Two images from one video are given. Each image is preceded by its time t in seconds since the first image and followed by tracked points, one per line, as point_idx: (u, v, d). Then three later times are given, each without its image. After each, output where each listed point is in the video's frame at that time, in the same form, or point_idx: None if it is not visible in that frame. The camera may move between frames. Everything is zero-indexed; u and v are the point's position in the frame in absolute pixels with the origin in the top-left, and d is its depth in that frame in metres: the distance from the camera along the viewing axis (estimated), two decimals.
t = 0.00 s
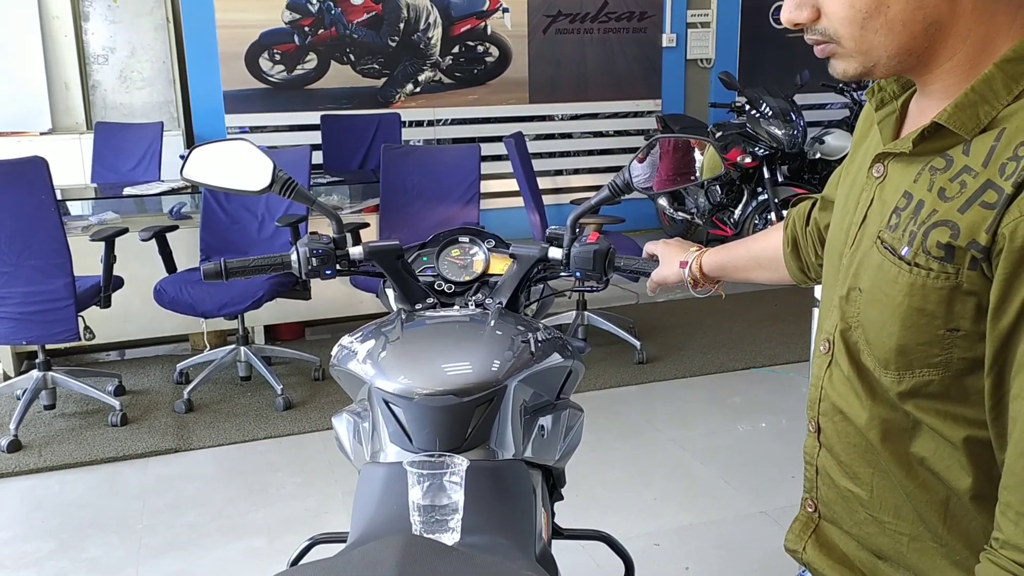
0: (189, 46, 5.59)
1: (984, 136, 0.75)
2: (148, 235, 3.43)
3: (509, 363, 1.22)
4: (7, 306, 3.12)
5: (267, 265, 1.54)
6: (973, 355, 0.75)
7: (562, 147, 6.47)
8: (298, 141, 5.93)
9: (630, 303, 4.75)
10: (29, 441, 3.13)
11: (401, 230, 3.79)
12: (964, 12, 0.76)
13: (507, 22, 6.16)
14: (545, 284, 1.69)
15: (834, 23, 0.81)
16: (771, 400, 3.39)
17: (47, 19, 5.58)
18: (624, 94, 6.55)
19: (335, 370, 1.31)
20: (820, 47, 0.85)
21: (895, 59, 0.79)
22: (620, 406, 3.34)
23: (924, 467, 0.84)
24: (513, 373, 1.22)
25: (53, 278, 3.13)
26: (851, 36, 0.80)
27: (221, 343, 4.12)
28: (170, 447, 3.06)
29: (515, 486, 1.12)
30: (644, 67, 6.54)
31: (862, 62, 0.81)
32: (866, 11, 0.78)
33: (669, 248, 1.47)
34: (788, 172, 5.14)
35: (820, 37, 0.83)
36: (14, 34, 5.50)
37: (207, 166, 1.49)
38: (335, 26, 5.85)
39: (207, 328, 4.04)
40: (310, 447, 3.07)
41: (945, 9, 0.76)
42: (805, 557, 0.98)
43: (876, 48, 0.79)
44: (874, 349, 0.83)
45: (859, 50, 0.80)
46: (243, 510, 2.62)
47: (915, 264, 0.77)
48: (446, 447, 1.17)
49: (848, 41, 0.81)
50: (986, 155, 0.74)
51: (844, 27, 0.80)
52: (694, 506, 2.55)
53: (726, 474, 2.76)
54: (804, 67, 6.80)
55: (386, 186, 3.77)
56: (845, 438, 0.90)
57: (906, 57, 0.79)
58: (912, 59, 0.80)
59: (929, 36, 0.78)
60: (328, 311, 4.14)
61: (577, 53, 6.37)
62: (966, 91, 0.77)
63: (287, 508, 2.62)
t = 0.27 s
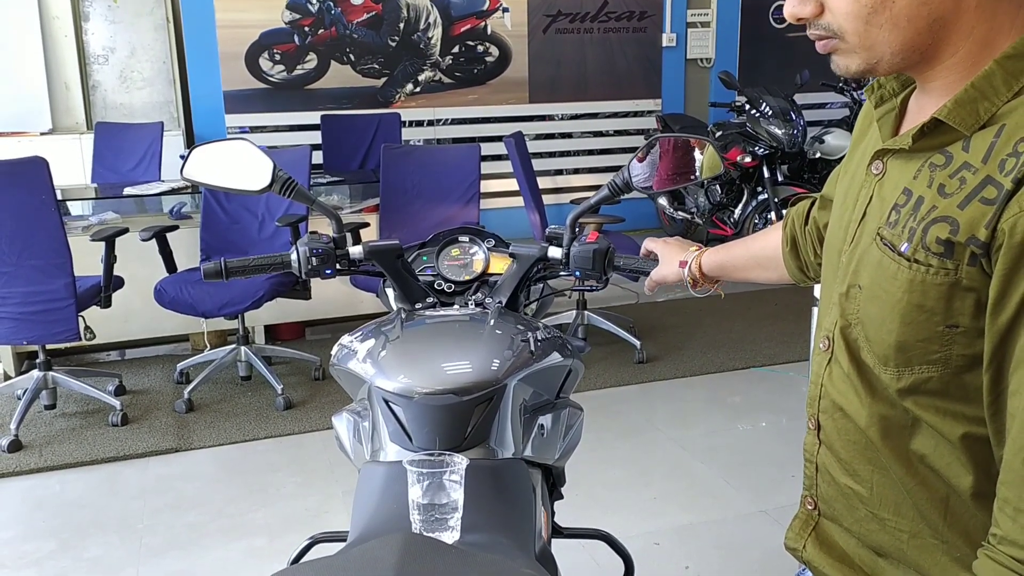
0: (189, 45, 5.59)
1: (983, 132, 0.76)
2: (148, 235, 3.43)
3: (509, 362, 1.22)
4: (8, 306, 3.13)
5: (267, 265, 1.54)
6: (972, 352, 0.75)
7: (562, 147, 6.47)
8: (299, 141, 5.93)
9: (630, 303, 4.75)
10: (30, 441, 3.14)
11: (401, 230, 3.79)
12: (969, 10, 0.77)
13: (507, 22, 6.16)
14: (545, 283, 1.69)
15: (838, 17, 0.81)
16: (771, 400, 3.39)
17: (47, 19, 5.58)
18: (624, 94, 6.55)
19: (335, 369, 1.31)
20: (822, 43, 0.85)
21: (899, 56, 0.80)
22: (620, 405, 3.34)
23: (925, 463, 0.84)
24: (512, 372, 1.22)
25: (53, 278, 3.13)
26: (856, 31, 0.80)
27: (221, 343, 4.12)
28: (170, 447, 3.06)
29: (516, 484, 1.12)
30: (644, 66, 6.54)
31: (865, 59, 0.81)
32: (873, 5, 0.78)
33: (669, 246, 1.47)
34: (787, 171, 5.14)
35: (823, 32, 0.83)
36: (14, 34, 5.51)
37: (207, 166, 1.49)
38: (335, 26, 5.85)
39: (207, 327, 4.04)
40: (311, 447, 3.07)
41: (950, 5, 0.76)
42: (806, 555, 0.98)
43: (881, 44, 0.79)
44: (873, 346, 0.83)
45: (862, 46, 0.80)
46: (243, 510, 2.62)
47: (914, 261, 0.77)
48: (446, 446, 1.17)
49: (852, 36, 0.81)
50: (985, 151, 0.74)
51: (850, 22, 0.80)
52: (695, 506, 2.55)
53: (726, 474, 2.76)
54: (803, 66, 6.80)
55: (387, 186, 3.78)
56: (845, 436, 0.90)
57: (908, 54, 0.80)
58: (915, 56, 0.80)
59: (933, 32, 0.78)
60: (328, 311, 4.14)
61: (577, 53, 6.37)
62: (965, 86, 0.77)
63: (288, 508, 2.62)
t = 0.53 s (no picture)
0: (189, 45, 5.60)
1: (980, 128, 0.76)
2: (148, 234, 3.43)
3: (508, 361, 1.22)
4: (8, 306, 3.13)
5: (267, 264, 1.54)
6: (970, 348, 0.75)
7: (562, 147, 6.47)
8: (299, 140, 5.93)
9: (630, 302, 4.75)
10: (30, 441, 3.14)
11: (401, 229, 3.79)
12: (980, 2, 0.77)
13: (507, 22, 6.16)
14: (544, 282, 1.70)
15: None
16: (771, 399, 3.39)
17: (47, 19, 5.59)
18: (624, 93, 6.55)
19: (335, 368, 1.31)
20: (833, 26, 0.85)
21: (908, 42, 0.80)
22: (621, 404, 3.35)
23: (923, 460, 0.84)
24: (512, 371, 1.22)
25: (54, 278, 3.13)
26: (869, 14, 0.80)
27: (221, 343, 4.13)
28: (171, 446, 3.06)
29: (515, 483, 1.12)
30: (644, 66, 6.54)
31: (874, 43, 0.81)
32: None
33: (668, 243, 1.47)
34: (788, 170, 5.14)
35: (835, 14, 0.83)
36: (14, 34, 5.51)
37: (207, 165, 1.49)
38: (335, 25, 5.85)
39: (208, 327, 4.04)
40: (311, 446, 3.07)
41: None
42: (806, 553, 0.98)
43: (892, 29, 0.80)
44: (872, 343, 0.83)
45: (874, 30, 0.80)
46: (244, 509, 2.62)
47: (912, 257, 0.77)
48: (445, 445, 1.17)
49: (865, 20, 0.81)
50: (983, 147, 0.74)
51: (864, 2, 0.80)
52: (695, 505, 2.55)
53: (726, 473, 2.76)
54: (803, 65, 6.81)
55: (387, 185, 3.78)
56: (844, 433, 0.90)
57: (917, 41, 0.80)
58: (923, 45, 0.80)
59: (945, 20, 0.78)
60: (329, 310, 4.15)
61: (577, 52, 6.37)
62: (963, 82, 0.78)
63: (288, 507, 2.62)
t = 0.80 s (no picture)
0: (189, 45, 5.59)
1: (987, 126, 0.75)
2: (148, 234, 3.43)
3: (507, 361, 1.22)
4: (8, 306, 3.13)
5: (266, 264, 1.54)
6: (971, 349, 0.75)
7: (562, 146, 6.47)
8: (299, 140, 5.93)
9: (630, 302, 4.75)
10: (31, 441, 3.14)
11: (401, 229, 3.79)
12: None
13: (507, 21, 6.15)
14: (544, 282, 1.70)
15: None
16: (771, 398, 3.39)
17: (47, 19, 5.59)
18: (624, 93, 6.55)
19: (334, 368, 1.31)
20: None
21: (945, 19, 0.77)
22: (621, 404, 3.34)
23: (922, 460, 0.84)
24: (511, 371, 1.22)
25: (54, 278, 3.13)
26: None
27: (221, 342, 4.13)
28: (171, 446, 3.06)
29: (514, 483, 1.12)
30: (644, 65, 6.54)
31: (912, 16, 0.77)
32: None
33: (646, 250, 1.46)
34: (788, 170, 5.14)
35: None
36: (14, 34, 5.51)
37: (207, 166, 1.49)
38: (335, 25, 5.85)
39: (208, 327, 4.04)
40: (312, 446, 3.07)
41: None
42: (801, 553, 0.98)
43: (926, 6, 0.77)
44: (871, 342, 0.83)
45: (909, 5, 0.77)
46: (244, 509, 2.62)
47: (915, 255, 0.77)
48: (444, 445, 1.17)
49: None
50: (990, 146, 0.74)
51: None
52: (695, 504, 2.55)
53: (727, 472, 2.76)
54: (804, 65, 6.80)
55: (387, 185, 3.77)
56: (842, 431, 0.90)
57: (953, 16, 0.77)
58: (955, 25, 0.78)
59: (983, 5, 0.76)
60: (329, 310, 4.15)
61: (578, 52, 6.37)
62: (970, 78, 0.77)
63: (288, 507, 2.62)
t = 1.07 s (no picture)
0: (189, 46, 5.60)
1: (1004, 121, 0.70)
2: (149, 235, 3.43)
3: (507, 362, 1.22)
4: (8, 307, 3.13)
5: (266, 265, 1.54)
6: (982, 345, 0.69)
7: (562, 147, 6.47)
8: (299, 141, 5.93)
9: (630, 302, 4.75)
10: (31, 442, 3.14)
11: (401, 230, 3.79)
12: None
13: (507, 22, 6.15)
14: (543, 283, 1.70)
15: None
16: (772, 398, 3.39)
17: (47, 20, 5.59)
18: (624, 93, 6.55)
19: (335, 370, 1.30)
20: None
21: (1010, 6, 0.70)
22: (621, 404, 3.35)
23: (922, 459, 0.79)
24: (511, 372, 1.22)
25: (54, 279, 3.13)
26: None
27: (222, 343, 4.13)
28: (171, 447, 3.06)
29: (514, 484, 1.12)
30: (644, 66, 6.54)
31: None
32: None
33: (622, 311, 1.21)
34: (788, 170, 5.14)
35: None
36: (14, 35, 5.51)
37: (207, 167, 1.49)
38: (335, 26, 5.85)
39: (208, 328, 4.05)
40: (312, 447, 3.07)
41: None
42: (793, 555, 0.95)
43: None
44: (875, 338, 0.77)
45: None
46: (245, 510, 2.62)
47: (931, 249, 0.71)
48: (443, 446, 1.17)
49: None
50: (1009, 140, 0.68)
51: None
52: (696, 505, 2.55)
53: (727, 473, 2.76)
54: (803, 65, 6.81)
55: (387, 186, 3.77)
56: (840, 430, 0.86)
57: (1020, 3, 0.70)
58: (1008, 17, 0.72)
59: None
60: (329, 311, 4.15)
61: (578, 52, 6.37)
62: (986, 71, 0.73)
63: (288, 508, 2.62)
